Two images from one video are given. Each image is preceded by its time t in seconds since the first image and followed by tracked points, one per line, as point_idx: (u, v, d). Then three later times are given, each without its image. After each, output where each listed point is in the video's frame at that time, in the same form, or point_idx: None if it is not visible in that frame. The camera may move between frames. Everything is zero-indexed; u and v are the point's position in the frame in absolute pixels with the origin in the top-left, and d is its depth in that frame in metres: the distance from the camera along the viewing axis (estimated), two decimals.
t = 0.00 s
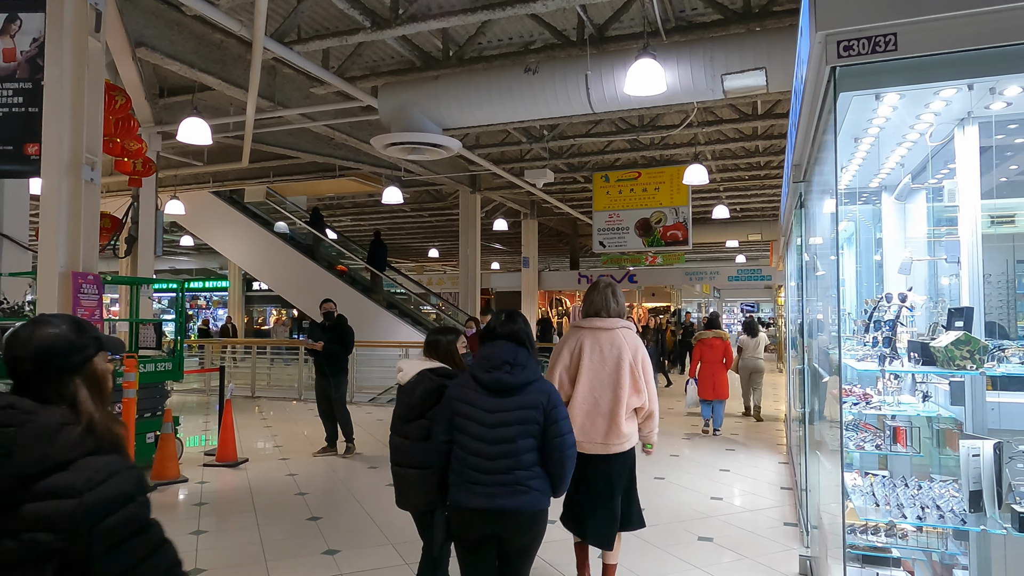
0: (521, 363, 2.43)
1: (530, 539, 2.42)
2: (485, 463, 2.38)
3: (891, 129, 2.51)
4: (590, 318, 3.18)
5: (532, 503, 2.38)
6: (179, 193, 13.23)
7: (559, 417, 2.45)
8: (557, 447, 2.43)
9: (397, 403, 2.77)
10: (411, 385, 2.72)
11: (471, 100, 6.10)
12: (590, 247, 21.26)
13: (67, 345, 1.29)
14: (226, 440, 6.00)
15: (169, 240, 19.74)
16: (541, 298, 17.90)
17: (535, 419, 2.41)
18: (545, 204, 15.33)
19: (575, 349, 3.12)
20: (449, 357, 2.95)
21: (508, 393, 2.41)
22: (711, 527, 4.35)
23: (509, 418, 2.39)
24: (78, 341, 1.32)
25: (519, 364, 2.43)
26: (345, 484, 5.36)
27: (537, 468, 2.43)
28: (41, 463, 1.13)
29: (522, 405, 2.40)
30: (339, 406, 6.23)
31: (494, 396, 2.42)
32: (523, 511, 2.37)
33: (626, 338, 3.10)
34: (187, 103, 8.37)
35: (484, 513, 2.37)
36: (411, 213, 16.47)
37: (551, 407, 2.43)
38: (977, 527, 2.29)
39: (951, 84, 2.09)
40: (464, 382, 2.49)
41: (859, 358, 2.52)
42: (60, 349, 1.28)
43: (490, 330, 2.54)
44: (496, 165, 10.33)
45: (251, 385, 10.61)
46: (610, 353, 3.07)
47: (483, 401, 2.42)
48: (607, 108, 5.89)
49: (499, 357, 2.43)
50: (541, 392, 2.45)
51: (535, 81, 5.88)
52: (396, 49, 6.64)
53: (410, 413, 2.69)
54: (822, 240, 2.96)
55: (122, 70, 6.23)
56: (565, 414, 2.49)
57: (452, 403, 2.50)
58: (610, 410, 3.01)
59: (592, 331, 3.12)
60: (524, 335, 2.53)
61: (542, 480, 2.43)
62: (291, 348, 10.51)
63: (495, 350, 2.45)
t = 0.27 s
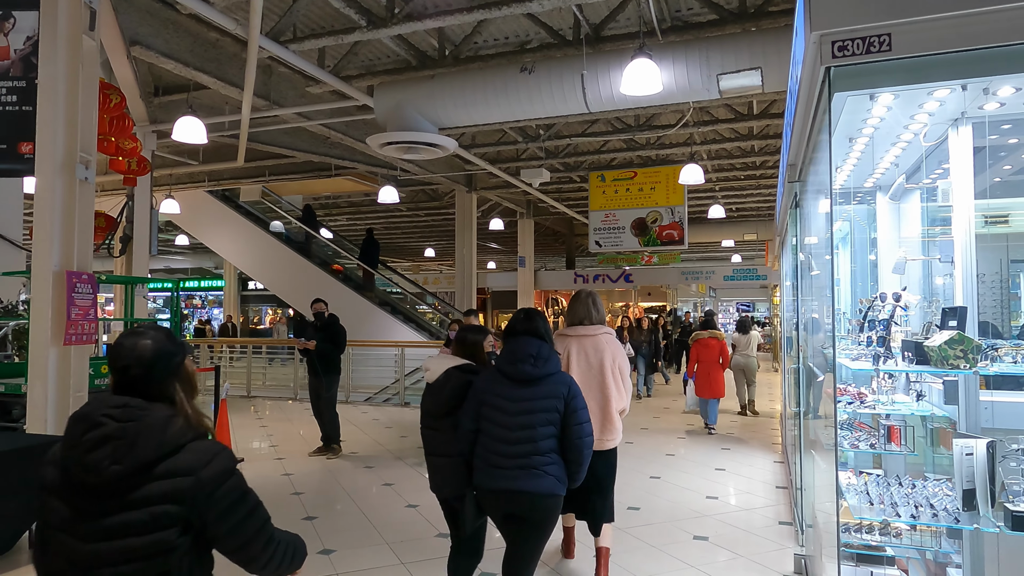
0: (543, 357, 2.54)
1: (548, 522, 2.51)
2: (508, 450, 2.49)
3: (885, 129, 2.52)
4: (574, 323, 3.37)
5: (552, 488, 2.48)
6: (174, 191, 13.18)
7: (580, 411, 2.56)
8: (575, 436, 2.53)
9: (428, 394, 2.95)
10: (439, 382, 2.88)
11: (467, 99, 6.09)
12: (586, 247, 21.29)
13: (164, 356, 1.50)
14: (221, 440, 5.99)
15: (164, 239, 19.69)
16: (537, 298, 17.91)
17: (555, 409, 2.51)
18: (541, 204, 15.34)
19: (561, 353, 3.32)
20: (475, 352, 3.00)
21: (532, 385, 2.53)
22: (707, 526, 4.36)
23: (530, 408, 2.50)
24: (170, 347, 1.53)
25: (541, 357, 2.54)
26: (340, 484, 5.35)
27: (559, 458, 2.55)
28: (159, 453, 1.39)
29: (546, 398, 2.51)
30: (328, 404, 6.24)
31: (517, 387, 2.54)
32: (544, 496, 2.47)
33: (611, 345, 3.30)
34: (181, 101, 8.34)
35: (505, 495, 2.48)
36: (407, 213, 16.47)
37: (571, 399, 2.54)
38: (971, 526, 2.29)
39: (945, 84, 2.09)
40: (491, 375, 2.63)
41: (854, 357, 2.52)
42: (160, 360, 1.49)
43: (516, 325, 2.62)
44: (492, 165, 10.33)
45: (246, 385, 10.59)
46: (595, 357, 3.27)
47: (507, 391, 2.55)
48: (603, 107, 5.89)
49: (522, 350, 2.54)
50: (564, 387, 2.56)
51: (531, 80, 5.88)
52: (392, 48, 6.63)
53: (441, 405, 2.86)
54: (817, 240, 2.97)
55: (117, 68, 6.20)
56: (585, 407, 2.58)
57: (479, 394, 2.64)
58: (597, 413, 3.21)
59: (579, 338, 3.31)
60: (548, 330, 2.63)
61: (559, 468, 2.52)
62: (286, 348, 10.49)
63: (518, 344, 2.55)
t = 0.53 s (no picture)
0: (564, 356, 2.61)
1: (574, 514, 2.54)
2: (533, 446, 2.54)
3: (879, 129, 2.53)
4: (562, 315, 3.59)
5: (576, 480, 2.52)
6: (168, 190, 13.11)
7: (600, 409, 2.63)
8: (595, 431, 2.60)
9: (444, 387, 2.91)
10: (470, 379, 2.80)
11: (462, 98, 6.09)
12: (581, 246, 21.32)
13: (237, 340, 1.58)
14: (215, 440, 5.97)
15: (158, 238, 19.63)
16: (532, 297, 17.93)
17: (577, 405, 2.58)
18: (537, 203, 15.34)
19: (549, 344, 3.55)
20: (501, 352, 2.96)
21: (553, 384, 2.58)
22: (702, 525, 4.37)
23: (554, 404, 2.56)
24: (247, 333, 1.63)
25: (563, 357, 2.60)
26: (335, 483, 5.34)
27: (582, 451, 2.60)
28: (226, 423, 1.49)
29: (566, 395, 2.58)
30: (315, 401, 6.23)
31: (541, 387, 2.59)
32: (571, 488, 2.50)
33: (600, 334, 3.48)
34: (176, 100, 8.31)
35: (534, 486, 2.52)
36: (402, 212, 16.46)
37: (591, 396, 2.62)
38: (963, 524, 2.31)
39: (939, 84, 2.10)
40: (513, 377, 2.68)
41: (848, 356, 2.51)
42: (237, 342, 1.58)
43: (537, 325, 2.64)
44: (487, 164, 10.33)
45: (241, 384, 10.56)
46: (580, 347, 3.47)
47: (531, 388, 2.60)
48: (599, 107, 5.89)
49: (543, 351, 2.59)
50: (584, 386, 2.63)
51: (527, 80, 5.88)
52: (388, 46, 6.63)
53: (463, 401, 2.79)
54: (811, 240, 2.98)
55: (111, 67, 6.18)
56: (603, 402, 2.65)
57: (505, 396, 2.68)
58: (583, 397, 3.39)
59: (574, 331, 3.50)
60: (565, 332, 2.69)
61: (582, 460, 2.57)
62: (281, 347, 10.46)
63: (537, 345, 2.60)
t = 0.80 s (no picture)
0: (580, 348, 2.86)
1: (600, 491, 2.81)
2: (557, 429, 2.83)
3: (874, 129, 2.54)
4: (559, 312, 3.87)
5: (599, 460, 2.80)
6: (162, 189, 13.03)
7: (615, 393, 2.87)
8: (611, 417, 2.84)
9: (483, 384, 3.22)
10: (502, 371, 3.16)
11: (458, 97, 6.08)
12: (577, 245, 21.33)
13: (309, 346, 1.78)
14: (209, 440, 5.95)
15: (153, 237, 19.57)
16: (528, 297, 17.94)
17: (593, 391, 2.84)
18: (533, 202, 15.34)
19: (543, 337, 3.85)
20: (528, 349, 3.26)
21: (572, 373, 2.85)
22: (697, 524, 4.38)
23: (573, 391, 2.83)
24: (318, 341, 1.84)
25: (578, 348, 2.86)
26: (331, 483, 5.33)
27: (600, 433, 2.85)
28: (299, 421, 1.69)
29: (583, 383, 2.83)
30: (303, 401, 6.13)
31: (562, 375, 2.86)
32: (593, 468, 2.78)
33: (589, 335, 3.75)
34: (170, 99, 8.28)
35: (561, 467, 2.81)
36: (397, 211, 16.45)
37: (606, 383, 2.85)
38: (957, 523, 2.30)
39: (933, 84, 2.10)
40: (537, 367, 2.96)
41: (843, 356, 2.51)
42: (312, 349, 1.79)
43: (556, 319, 2.89)
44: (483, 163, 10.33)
45: (236, 384, 10.53)
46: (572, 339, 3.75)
47: (553, 376, 2.88)
48: (594, 106, 5.89)
49: (562, 342, 2.85)
50: (600, 372, 2.87)
51: (523, 79, 5.88)
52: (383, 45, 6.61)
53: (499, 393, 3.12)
54: (806, 240, 2.99)
55: (105, 65, 6.16)
56: (617, 389, 2.89)
57: (530, 385, 2.97)
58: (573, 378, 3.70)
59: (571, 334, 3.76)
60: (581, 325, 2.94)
61: (601, 441, 2.83)
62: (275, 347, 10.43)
63: (557, 337, 2.87)
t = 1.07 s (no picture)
0: (604, 353, 2.98)
1: (616, 487, 2.96)
2: (580, 429, 2.95)
3: (869, 129, 2.54)
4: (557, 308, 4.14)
5: (617, 460, 2.93)
6: (157, 188, 12.94)
7: (634, 398, 3.00)
8: (631, 418, 2.97)
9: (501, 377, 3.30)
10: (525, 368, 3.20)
11: (454, 96, 6.08)
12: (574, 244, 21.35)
13: (367, 331, 2.12)
14: (205, 439, 5.93)
15: (148, 236, 19.53)
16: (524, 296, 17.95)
17: (614, 395, 2.97)
18: (529, 202, 15.35)
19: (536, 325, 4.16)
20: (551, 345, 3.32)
21: (595, 376, 2.97)
22: (693, 523, 4.38)
23: (596, 394, 2.95)
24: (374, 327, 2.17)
25: (603, 352, 2.97)
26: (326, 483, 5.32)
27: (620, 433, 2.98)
28: (367, 398, 2.06)
29: (605, 387, 2.96)
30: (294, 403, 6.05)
31: (585, 377, 2.98)
32: (612, 466, 2.92)
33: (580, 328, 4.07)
34: (165, 97, 8.25)
35: (582, 465, 2.93)
36: (393, 210, 16.44)
37: (626, 387, 2.98)
38: (951, 521, 2.32)
39: (928, 84, 2.11)
40: (562, 369, 3.07)
41: (838, 355, 2.52)
42: (369, 333, 2.13)
43: (583, 325, 3.00)
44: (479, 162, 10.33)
45: (231, 383, 10.50)
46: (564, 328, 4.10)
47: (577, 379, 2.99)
48: (591, 106, 5.89)
49: (587, 348, 2.96)
50: (620, 377, 3.00)
51: (518, 78, 5.87)
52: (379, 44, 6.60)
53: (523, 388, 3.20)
54: (801, 239, 2.99)
55: (99, 64, 6.13)
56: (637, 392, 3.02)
57: (554, 387, 3.08)
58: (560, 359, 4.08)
59: (567, 331, 4.05)
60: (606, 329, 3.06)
61: (620, 442, 2.96)
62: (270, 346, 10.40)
63: (583, 342, 2.97)
